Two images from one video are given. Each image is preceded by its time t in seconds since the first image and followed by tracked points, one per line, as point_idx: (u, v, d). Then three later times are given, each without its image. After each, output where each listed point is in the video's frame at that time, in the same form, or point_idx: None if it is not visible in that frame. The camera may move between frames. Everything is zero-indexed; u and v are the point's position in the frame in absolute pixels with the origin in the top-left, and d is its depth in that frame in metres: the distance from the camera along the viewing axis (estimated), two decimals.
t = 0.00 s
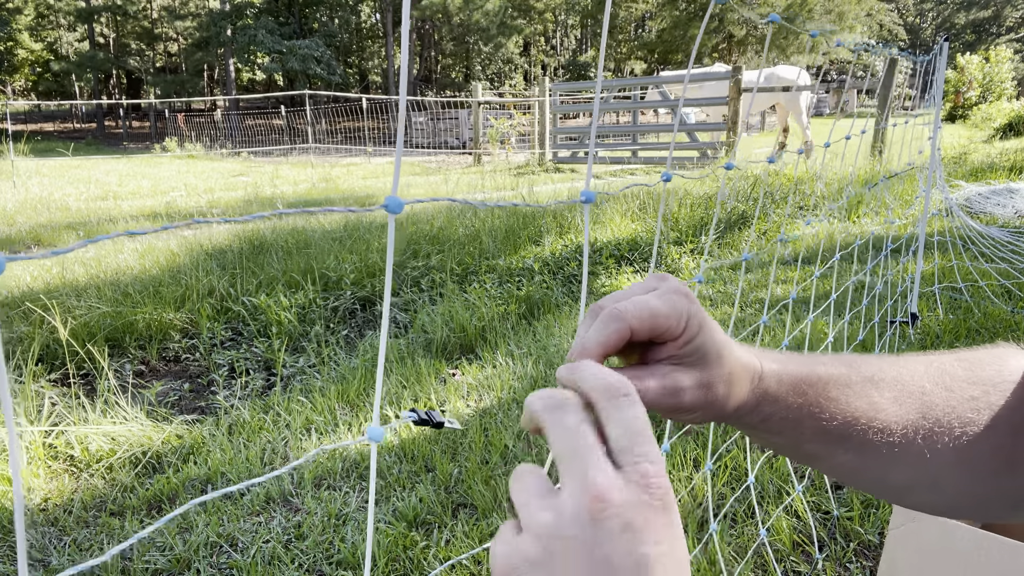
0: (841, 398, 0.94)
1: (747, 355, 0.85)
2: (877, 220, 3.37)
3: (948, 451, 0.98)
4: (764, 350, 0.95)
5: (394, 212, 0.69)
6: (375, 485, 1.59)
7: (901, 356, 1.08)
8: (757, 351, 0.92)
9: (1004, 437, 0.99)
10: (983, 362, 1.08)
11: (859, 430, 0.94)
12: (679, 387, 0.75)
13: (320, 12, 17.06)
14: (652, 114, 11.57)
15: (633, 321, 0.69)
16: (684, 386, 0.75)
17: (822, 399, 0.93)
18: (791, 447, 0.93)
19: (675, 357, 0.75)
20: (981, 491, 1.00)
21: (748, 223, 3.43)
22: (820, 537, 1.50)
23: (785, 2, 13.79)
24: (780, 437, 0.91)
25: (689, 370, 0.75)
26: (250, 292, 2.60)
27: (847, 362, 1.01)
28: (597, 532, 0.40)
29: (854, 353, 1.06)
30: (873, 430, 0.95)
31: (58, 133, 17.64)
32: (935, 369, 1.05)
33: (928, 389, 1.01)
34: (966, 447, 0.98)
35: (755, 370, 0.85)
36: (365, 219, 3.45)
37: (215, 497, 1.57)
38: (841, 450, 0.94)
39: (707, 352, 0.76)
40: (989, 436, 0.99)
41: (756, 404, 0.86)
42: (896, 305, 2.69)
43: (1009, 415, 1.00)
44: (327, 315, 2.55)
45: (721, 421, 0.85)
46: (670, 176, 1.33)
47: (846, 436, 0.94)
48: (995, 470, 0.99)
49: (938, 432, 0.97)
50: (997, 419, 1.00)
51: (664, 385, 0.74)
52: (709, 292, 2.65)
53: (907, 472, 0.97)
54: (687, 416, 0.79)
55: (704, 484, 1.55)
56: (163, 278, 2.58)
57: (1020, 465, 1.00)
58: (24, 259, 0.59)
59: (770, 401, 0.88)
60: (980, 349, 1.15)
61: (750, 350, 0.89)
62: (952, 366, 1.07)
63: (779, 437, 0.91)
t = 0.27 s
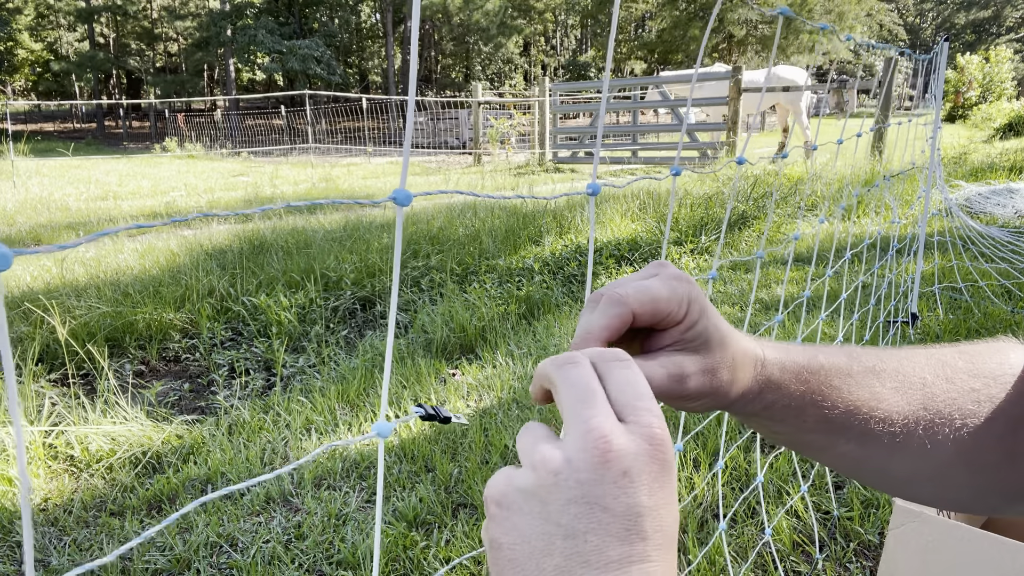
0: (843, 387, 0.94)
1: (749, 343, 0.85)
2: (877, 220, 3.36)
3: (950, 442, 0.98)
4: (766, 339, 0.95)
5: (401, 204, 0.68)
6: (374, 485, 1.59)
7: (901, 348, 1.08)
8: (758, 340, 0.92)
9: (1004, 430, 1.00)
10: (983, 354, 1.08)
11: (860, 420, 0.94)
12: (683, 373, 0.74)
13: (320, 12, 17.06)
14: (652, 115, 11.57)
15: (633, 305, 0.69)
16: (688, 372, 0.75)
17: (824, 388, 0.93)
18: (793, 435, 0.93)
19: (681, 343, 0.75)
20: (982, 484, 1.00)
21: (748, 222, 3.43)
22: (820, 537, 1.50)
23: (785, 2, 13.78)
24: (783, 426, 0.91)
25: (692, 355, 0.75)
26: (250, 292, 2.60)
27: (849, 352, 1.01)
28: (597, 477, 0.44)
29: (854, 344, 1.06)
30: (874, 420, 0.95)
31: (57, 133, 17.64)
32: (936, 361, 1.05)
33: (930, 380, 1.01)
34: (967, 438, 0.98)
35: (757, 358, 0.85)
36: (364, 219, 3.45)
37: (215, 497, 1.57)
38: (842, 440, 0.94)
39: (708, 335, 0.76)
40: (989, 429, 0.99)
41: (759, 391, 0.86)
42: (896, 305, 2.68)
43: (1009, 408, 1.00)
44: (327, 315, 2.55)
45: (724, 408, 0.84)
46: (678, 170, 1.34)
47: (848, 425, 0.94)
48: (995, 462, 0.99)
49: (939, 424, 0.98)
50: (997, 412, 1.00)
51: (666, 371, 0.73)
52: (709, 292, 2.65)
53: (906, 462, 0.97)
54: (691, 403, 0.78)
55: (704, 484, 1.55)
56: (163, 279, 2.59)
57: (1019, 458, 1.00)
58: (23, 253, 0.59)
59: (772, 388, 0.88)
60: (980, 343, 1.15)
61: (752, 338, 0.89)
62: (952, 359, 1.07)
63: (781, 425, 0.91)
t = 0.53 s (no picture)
0: (835, 400, 0.95)
1: (745, 358, 0.85)
2: (877, 220, 3.36)
3: (938, 453, 0.98)
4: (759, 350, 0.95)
5: (410, 210, 0.70)
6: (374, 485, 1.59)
7: (894, 356, 1.07)
8: (753, 352, 0.92)
9: (995, 439, 0.99)
10: (977, 361, 1.07)
11: (850, 433, 0.94)
12: (676, 392, 0.75)
13: (320, 12, 17.06)
14: (652, 115, 11.57)
15: (646, 328, 0.69)
16: (682, 393, 0.76)
17: (816, 402, 0.93)
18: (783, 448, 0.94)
19: (680, 369, 0.76)
20: (970, 492, 1.00)
21: (748, 223, 3.43)
22: (820, 537, 1.50)
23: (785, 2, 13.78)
24: (775, 439, 0.92)
25: (690, 378, 0.76)
26: (250, 292, 2.60)
27: (843, 362, 1.01)
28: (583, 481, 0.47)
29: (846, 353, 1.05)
30: (864, 432, 0.95)
31: (57, 133, 17.64)
32: (928, 369, 1.05)
33: (921, 390, 1.01)
34: (956, 449, 0.98)
35: (751, 373, 0.86)
36: (364, 219, 3.46)
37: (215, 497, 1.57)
38: (832, 452, 0.95)
39: (709, 359, 0.77)
40: (979, 438, 0.99)
41: (751, 407, 0.87)
42: (896, 305, 2.68)
43: (1001, 417, 1.00)
44: (327, 315, 2.55)
45: (716, 422, 0.85)
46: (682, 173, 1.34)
47: (838, 438, 0.94)
48: (985, 471, 0.99)
49: (929, 434, 0.97)
50: (988, 420, 1.00)
51: (665, 391, 0.74)
52: (709, 293, 2.65)
53: (895, 474, 0.97)
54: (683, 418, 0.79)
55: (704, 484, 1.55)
56: (163, 278, 2.59)
57: (1010, 466, 1.00)
58: (31, 261, 0.61)
59: (765, 404, 0.88)
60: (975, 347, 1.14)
61: (748, 351, 0.89)
62: (945, 366, 1.06)
63: (773, 437, 0.92)
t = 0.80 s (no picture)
0: (831, 420, 0.88)
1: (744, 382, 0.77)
2: (877, 220, 3.36)
3: (926, 468, 0.92)
4: (753, 363, 0.87)
5: (398, 209, 0.69)
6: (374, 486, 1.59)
7: (883, 361, 1.00)
8: (749, 370, 0.84)
9: (984, 453, 0.93)
10: (971, 366, 0.99)
11: (842, 453, 0.88)
12: (673, 433, 0.70)
13: (320, 12, 17.07)
14: (652, 114, 11.57)
15: (667, 381, 0.64)
16: (680, 433, 0.71)
17: (811, 424, 0.86)
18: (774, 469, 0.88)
19: (685, 415, 0.70)
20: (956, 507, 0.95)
21: (748, 223, 3.43)
22: (820, 537, 1.50)
23: (785, 2, 13.79)
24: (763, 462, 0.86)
25: (691, 421, 0.70)
26: (250, 292, 2.60)
27: (834, 372, 0.93)
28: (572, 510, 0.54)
29: (838, 359, 0.97)
30: (853, 450, 0.89)
31: (57, 133, 17.64)
32: (917, 376, 0.97)
33: (910, 400, 0.94)
34: (944, 463, 0.92)
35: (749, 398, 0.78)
36: (364, 219, 3.46)
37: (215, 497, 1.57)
38: (819, 472, 0.89)
39: (723, 412, 0.72)
40: (967, 451, 0.93)
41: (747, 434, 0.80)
42: (896, 305, 2.68)
43: (989, 428, 0.93)
44: (327, 315, 2.55)
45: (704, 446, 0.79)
46: (674, 172, 1.35)
47: (827, 459, 0.88)
48: (974, 486, 0.93)
49: (914, 450, 0.91)
50: (977, 433, 0.93)
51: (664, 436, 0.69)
52: (709, 293, 2.66)
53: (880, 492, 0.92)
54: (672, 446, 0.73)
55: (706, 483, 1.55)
56: (163, 279, 2.59)
57: (999, 478, 0.94)
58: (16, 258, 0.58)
59: (763, 432, 0.82)
60: (964, 348, 1.06)
61: (750, 372, 0.81)
62: (934, 372, 0.98)
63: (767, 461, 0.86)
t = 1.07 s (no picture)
0: (825, 431, 0.88)
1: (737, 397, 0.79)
2: (877, 220, 3.36)
3: (922, 478, 0.91)
4: (746, 379, 0.90)
5: (418, 213, 0.71)
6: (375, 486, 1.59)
7: (873, 373, 1.00)
8: (742, 386, 0.86)
9: (978, 464, 0.92)
10: (962, 376, 0.98)
11: (836, 464, 0.88)
12: (669, 446, 0.71)
13: (320, 12, 17.07)
14: (652, 114, 11.57)
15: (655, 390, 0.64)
16: (678, 446, 0.71)
17: (803, 435, 0.87)
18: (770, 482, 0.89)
19: (680, 424, 0.70)
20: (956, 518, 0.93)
21: (748, 223, 3.43)
22: (820, 537, 1.50)
23: (785, 2, 13.80)
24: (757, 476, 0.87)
25: (688, 433, 0.71)
26: (250, 292, 2.60)
27: (827, 385, 0.94)
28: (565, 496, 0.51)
29: (830, 373, 0.98)
30: (846, 461, 0.89)
31: (57, 133, 17.63)
32: (907, 386, 0.96)
33: (903, 411, 0.93)
34: (939, 473, 0.91)
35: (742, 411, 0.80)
36: (364, 219, 3.46)
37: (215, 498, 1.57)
38: (814, 484, 0.89)
39: (716, 421, 0.72)
40: (962, 462, 0.92)
41: (738, 447, 0.82)
42: (896, 305, 2.68)
43: (984, 435, 0.92)
44: (327, 315, 2.55)
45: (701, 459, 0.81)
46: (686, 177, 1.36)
47: (821, 470, 0.88)
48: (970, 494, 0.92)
49: (909, 460, 0.90)
50: (970, 443, 0.92)
51: (659, 443, 0.70)
52: (709, 293, 2.66)
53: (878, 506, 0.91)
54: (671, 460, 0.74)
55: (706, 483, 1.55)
56: (163, 278, 2.59)
57: (994, 488, 0.92)
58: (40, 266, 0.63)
59: (757, 444, 0.83)
60: (956, 358, 1.05)
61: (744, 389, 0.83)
62: (926, 382, 0.97)
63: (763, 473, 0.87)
